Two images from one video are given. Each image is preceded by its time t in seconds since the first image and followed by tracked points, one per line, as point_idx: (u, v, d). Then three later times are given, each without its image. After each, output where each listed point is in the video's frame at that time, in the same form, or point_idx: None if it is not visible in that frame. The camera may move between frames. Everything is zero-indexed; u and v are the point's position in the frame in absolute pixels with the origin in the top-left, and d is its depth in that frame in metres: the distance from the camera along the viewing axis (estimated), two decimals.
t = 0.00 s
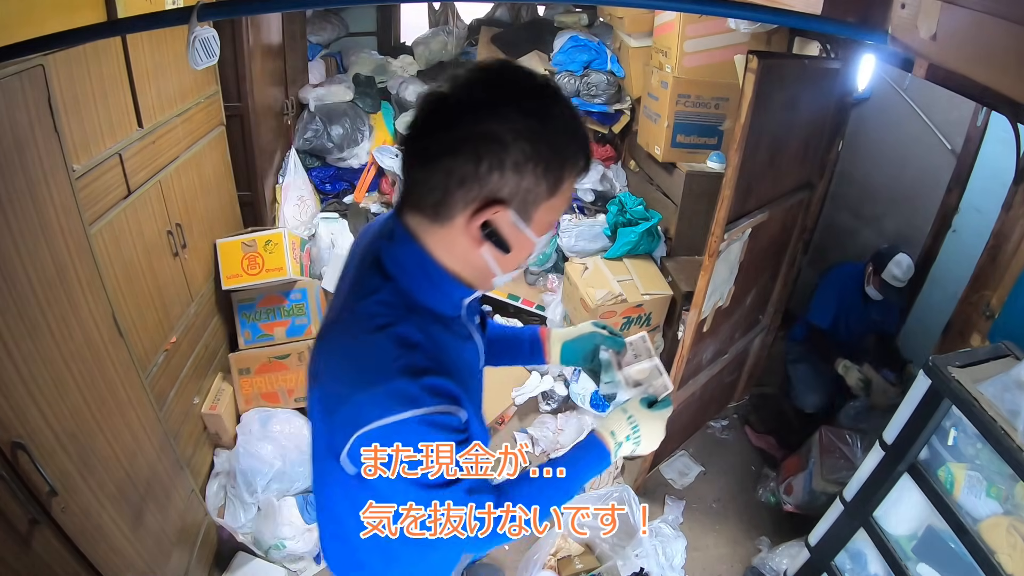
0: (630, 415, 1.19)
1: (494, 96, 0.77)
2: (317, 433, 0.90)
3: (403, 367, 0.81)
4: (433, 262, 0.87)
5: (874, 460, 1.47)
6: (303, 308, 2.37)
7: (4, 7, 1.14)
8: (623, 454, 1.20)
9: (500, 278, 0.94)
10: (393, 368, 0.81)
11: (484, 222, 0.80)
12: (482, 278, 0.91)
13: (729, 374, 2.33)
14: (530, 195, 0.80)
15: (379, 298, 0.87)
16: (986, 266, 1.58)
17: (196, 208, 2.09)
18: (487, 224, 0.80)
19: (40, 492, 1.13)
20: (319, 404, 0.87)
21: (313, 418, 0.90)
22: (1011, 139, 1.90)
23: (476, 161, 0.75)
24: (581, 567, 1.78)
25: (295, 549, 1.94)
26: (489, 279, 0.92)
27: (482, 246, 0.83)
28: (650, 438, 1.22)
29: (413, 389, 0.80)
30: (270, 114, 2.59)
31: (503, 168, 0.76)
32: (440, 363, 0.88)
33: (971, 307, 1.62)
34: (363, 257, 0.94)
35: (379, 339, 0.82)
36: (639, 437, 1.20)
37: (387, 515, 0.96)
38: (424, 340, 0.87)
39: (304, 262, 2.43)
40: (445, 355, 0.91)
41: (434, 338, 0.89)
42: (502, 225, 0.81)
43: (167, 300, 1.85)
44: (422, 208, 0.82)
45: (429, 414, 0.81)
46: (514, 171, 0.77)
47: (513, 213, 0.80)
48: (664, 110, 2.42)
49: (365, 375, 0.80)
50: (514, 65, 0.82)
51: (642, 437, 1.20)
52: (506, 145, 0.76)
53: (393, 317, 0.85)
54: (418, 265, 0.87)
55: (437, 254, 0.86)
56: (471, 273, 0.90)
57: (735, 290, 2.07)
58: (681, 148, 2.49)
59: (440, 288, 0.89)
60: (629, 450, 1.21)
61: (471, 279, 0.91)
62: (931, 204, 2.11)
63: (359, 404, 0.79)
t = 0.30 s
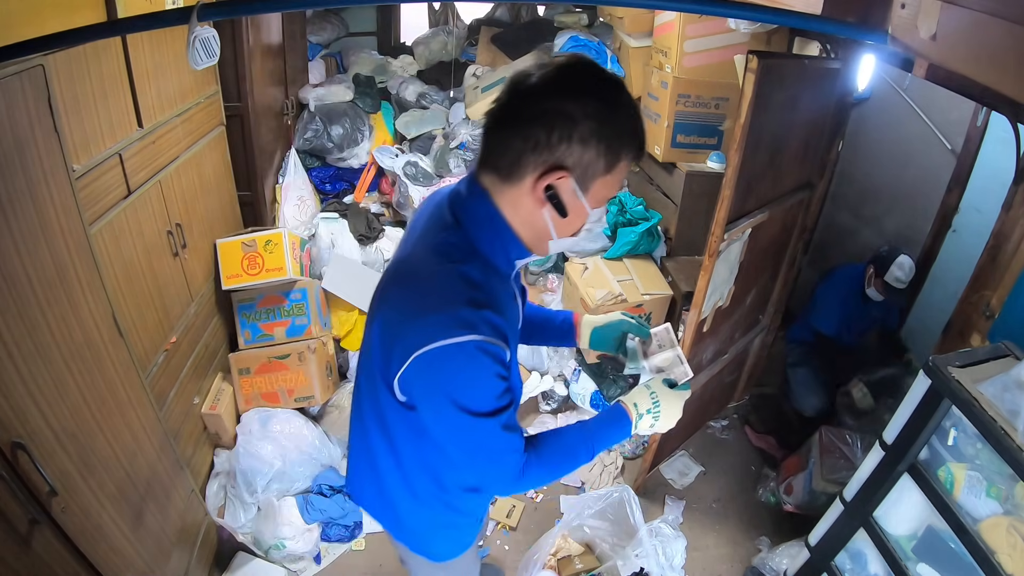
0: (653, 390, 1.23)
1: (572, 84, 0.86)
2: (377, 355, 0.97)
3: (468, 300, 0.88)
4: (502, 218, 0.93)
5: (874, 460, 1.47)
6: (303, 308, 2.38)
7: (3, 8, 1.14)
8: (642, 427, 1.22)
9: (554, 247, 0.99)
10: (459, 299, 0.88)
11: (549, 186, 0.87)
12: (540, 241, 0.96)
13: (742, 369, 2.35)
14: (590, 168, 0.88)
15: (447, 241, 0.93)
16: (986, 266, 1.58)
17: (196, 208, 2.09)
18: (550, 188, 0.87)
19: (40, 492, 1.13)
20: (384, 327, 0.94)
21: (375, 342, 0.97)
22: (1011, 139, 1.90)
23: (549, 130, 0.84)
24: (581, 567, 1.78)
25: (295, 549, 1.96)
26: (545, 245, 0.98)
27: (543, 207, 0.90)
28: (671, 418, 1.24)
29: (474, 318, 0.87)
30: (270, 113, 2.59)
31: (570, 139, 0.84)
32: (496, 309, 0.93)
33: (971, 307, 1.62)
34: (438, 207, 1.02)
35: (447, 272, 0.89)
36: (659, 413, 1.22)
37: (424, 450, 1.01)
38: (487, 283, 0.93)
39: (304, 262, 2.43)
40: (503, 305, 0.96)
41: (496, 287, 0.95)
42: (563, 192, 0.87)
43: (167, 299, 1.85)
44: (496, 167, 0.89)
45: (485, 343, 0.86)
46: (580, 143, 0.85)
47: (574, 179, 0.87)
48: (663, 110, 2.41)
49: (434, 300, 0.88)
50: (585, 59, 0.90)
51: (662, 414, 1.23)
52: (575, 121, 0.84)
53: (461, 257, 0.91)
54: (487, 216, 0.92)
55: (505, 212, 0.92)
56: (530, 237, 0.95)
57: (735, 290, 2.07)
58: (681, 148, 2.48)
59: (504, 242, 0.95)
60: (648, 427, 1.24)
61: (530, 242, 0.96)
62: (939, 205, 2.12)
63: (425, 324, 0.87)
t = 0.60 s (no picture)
0: (674, 395, 1.21)
1: (618, 85, 0.88)
2: (412, 339, 0.97)
3: (511, 289, 0.90)
4: (544, 213, 0.96)
5: (874, 460, 1.47)
6: (303, 308, 2.38)
7: (3, 8, 1.14)
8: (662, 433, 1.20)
9: (588, 244, 1.03)
10: (502, 286, 0.89)
11: (589, 181, 0.90)
12: (577, 237, 1.00)
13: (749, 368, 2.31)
14: (631, 167, 0.90)
15: (488, 229, 0.95)
16: (986, 266, 1.58)
17: (196, 208, 2.09)
18: (592, 183, 0.90)
19: (40, 492, 1.13)
20: (421, 311, 0.94)
21: (411, 324, 0.97)
22: (1011, 139, 1.90)
23: (595, 127, 0.86)
24: (581, 567, 1.78)
25: (295, 549, 1.96)
26: (579, 241, 1.01)
27: (584, 202, 0.93)
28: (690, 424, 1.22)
29: (516, 305, 0.88)
30: (270, 114, 2.59)
31: (614, 138, 0.87)
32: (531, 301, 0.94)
33: (971, 307, 1.62)
34: (478, 198, 1.03)
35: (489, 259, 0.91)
36: (680, 418, 1.20)
37: (450, 437, 1.02)
38: (526, 275, 0.95)
39: (304, 262, 2.43)
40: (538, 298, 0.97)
41: (534, 279, 0.97)
42: (603, 187, 0.90)
43: (167, 299, 1.85)
44: (541, 161, 0.92)
45: (526, 331, 0.88)
46: (623, 142, 0.87)
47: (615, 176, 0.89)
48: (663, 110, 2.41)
49: (477, 286, 0.89)
50: (631, 64, 0.93)
51: (682, 419, 1.21)
52: (620, 120, 0.86)
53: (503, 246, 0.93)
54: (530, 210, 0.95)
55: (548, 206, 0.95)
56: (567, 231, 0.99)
57: (735, 290, 2.07)
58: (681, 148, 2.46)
59: (543, 236, 0.97)
60: (667, 433, 1.21)
61: (566, 238, 1.00)
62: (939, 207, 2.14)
63: (469, 307, 0.88)
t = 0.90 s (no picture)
0: (695, 398, 1.25)
1: (638, 98, 0.83)
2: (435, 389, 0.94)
3: (539, 334, 0.87)
4: (562, 238, 0.93)
5: (874, 460, 1.47)
6: (303, 308, 2.38)
7: (3, 8, 1.14)
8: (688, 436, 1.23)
9: (612, 262, 1.00)
10: (531, 334, 0.87)
11: (614, 209, 0.86)
12: (599, 258, 0.97)
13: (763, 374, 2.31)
14: (656, 187, 0.87)
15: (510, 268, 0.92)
16: (986, 266, 1.58)
17: (196, 208, 2.09)
18: (616, 210, 0.86)
19: (40, 492, 1.13)
20: (443, 365, 0.90)
21: (432, 376, 0.93)
22: (1011, 139, 1.90)
23: (618, 150, 0.82)
24: (581, 567, 1.79)
25: (295, 549, 1.96)
26: (601, 262, 0.99)
27: (608, 227, 0.89)
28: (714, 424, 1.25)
29: (548, 355, 0.86)
30: (270, 114, 2.59)
31: (640, 160, 0.82)
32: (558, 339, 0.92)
33: (971, 307, 1.62)
34: (486, 228, 0.98)
35: (515, 305, 0.88)
36: (703, 420, 1.23)
37: (479, 469, 1.01)
38: (552, 311, 0.92)
39: (304, 262, 2.43)
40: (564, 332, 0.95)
41: (559, 312, 0.94)
42: (629, 213, 0.86)
43: (167, 300, 1.85)
44: (559, 189, 0.88)
45: (559, 380, 0.86)
46: (649, 163, 0.83)
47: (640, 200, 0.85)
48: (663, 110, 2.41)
49: (505, 339, 0.85)
50: (646, 70, 0.87)
51: (705, 421, 1.24)
52: (646, 140, 0.82)
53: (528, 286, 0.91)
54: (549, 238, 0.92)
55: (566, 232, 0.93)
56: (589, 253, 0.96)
57: (735, 290, 2.07)
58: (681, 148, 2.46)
59: (562, 261, 0.96)
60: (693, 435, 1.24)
61: (587, 260, 0.97)
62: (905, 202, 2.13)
63: (499, 365, 0.85)
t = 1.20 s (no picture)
0: (705, 402, 1.33)
1: (669, 118, 0.82)
2: (455, 417, 0.93)
3: (564, 364, 0.88)
4: (581, 258, 0.94)
5: (874, 460, 1.47)
6: (303, 308, 2.38)
7: (2, 8, 1.14)
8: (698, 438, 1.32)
9: (635, 277, 1.01)
10: (557, 365, 0.87)
11: (642, 233, 0.87)
12: (622, 275, 0.98)
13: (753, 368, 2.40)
14: (685, 211, 0.87)
15: (533, 296, 0.91)
16: (986, 266, 1.58)
17: (196, 209, 2.09)
18: (644, 235, 0.87)
19: (40, 492, 1.13)
20: (464, 397, 0.90)
21: (452, 406, 0.92)
22: (1011, 139, 1.89)
23: (650, 175, 0.82)
24: (581, 568, 1.79)
25: (295, 549, 1.96)
26: (623, 279, 1.00)
27: (634, 249, 0.90)
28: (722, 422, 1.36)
29: (575, 387, 0.86)
30: (270, 114, 2.59)
31: (671, 185, 0.82)
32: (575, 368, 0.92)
33: (971, 306, 1.62)
34: (501, 249, 0.97)
35: (539, 335, 0.88)
36: (714, 421, 1.33)
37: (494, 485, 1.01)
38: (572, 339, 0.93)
39: (304, 262, 2.43)
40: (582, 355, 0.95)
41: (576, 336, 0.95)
42: (656, 236, 0.87)
43: (167, 300, 1.85)
44: (586, 212, 0.88)
45: (585, 411, 0.86)
46: (680, 187, 0.83)
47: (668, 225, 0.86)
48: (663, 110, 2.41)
49: (529, 372, 0.85)
50: (676, 85, 0.86)
51: (715, 421, 1.33)
52: (678, 164, 0.81)
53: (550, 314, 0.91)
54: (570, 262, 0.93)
55: (588, 253, 0.94)
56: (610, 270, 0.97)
57: (735, 291, 2.08)
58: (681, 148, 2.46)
59: (581, 285, 0.96)
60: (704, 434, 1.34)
61: (609, 278, 0.98)
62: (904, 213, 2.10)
63: (524, 400, 0.84)
